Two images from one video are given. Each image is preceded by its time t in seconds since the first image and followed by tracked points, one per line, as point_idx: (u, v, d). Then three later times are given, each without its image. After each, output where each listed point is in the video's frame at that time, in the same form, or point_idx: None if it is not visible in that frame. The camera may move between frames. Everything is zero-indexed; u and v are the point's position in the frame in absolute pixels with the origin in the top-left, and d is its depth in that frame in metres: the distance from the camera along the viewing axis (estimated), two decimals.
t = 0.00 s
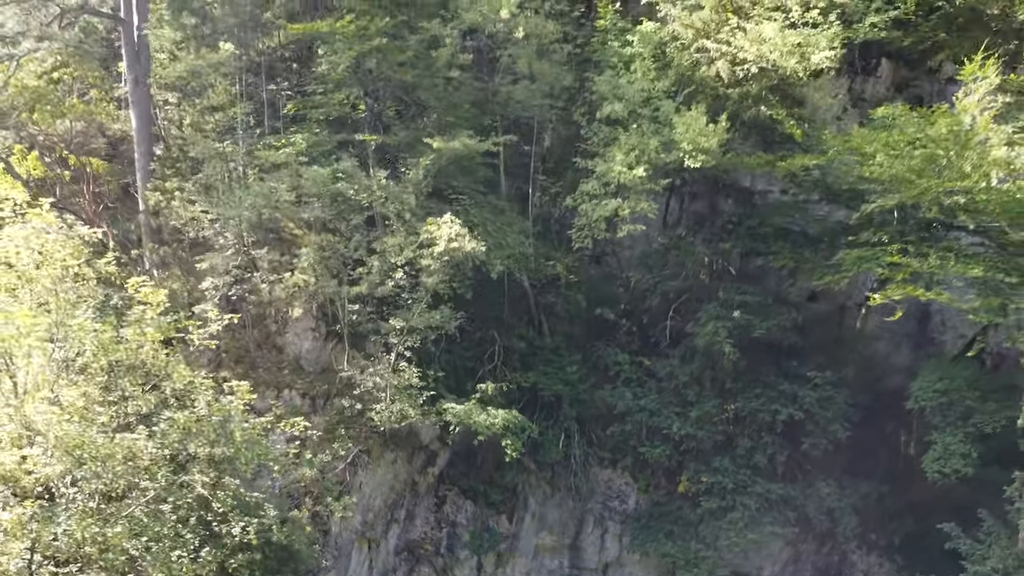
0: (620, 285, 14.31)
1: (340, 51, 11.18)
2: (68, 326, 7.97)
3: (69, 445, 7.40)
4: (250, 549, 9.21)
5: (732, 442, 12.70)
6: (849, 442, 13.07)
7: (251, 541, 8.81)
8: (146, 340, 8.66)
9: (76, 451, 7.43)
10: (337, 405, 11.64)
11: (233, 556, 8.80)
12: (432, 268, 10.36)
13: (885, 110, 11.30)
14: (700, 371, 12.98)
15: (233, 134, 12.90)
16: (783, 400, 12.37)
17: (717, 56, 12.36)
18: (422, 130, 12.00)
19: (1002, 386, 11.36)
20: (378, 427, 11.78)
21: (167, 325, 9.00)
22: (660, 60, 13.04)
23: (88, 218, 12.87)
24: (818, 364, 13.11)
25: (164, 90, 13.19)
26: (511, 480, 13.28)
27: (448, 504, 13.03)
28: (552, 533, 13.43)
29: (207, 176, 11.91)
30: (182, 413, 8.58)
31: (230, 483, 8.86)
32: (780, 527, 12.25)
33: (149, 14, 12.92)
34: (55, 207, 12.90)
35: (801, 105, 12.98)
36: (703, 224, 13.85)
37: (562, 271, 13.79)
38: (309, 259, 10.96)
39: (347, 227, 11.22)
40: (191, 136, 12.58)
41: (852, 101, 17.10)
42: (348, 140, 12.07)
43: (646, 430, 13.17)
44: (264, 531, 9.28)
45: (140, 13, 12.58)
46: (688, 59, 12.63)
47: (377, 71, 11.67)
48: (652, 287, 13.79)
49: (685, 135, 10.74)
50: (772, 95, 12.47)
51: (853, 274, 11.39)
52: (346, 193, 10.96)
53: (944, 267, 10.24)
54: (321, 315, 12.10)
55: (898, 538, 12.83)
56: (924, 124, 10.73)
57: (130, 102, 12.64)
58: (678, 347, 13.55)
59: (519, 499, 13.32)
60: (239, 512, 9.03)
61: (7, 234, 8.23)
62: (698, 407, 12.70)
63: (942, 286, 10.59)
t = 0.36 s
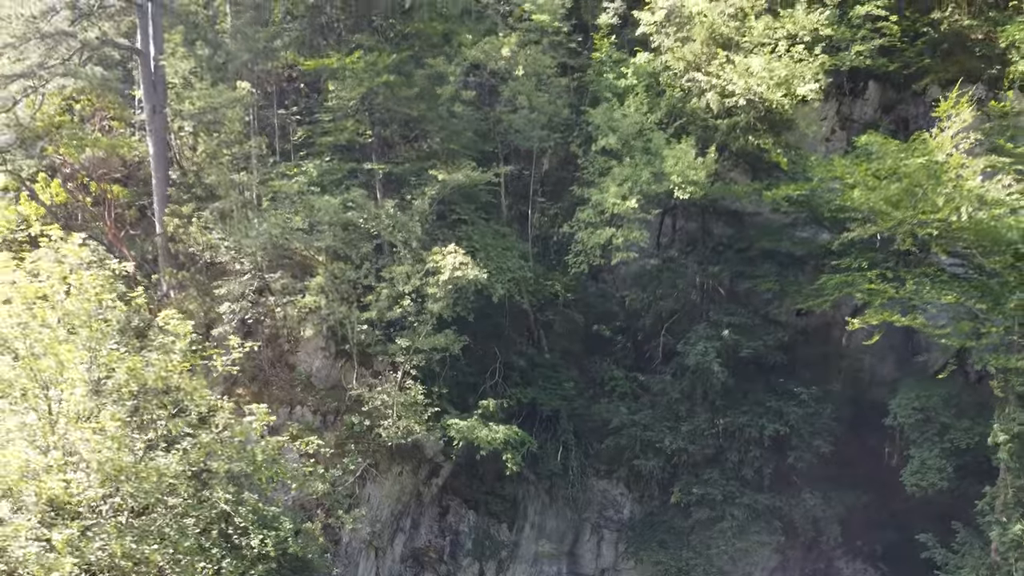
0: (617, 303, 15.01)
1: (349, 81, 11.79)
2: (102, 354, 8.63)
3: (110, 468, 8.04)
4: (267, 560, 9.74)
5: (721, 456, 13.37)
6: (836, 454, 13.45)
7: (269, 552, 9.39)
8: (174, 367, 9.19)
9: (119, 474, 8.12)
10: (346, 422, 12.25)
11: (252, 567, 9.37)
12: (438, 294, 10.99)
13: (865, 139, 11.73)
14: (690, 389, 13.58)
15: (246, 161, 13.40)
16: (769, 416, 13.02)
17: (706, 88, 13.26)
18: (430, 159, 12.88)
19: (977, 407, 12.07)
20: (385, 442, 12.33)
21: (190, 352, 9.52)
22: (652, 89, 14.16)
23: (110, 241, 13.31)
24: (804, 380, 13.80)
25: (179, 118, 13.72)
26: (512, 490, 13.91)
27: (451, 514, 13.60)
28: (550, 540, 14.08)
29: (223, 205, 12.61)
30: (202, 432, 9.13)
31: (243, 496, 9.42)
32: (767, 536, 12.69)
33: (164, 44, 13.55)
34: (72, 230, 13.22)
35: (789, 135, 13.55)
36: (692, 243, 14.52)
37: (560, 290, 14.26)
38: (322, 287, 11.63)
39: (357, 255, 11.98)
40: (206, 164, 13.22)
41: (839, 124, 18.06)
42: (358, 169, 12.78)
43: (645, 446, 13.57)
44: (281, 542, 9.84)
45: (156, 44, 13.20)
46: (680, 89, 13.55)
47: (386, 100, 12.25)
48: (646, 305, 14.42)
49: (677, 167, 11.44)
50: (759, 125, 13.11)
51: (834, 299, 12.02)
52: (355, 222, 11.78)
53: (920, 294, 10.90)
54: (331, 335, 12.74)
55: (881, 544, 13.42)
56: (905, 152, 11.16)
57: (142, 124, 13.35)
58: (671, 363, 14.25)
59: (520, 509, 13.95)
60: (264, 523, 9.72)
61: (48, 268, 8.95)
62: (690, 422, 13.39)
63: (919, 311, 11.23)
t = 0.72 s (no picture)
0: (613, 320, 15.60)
1: (359, 116, 12.52)
2: (134, 381, 9.33)
3: (146, 489, 8.66)
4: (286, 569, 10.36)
5: (710, 467, 14.08)
6: (819, 466, 14.16)
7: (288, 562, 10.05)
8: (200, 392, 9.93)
9: (154, 496, 8.74)
10: (356, 437, 12.91)
11: None
12: (443, 319, 11.71)
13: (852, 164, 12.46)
14: (682, 403, 14.28)
15: (259, 187, 14.04)
16: (756, 430, 13.79)
17: (697, 118, 13.97)
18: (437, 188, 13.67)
19: (953, 421, 12.67)
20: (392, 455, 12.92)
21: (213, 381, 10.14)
22: (645, 118, 14.94)
23: (134, 266, 14.20)
24: (790, 395, 14.47)
25: (195, 146, 14.38)
26: (513, 500, 14.50)
27: (454, 523, 14.18)
28: (549, 548, 14.56)
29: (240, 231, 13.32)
30: (225, 451, 9.81)
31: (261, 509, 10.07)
32: (755, 543, 13.41)
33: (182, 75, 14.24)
34: (96, 256, 14.29)
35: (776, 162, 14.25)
36: (683, 262, 15.11)
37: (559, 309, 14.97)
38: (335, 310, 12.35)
39: (367, 279, 12.76)
40: (222, 192, 13.93)
41: (827, 145, 18.78)
42: (368, 196, 13.54)
43: (637, 459, 14.34)
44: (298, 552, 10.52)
45: (173, 73, 13.87)
46: (672, 119, 14.32)
47: (394, 133, 13.00)
48: (641, 323, 15.10)
49: (668, 197, 12.18)
50: (748, 154, 13.82)
51: (815, 322, 12.78)
52: (365, 249, 12.53)
53: (897, 317, 11.60)
54: (342, 354, 13.37)
55: (868, 550, 13.99)
56: (885, 184, 11.89)
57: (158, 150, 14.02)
58: (663, 380, 14.97)
59: (520, 518, 14.49)
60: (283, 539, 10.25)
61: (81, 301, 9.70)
62: (682, 435, 14.11)
63: (896, 333, 11.93)
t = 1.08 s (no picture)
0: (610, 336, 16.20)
1: (370, 148, 13.41)
2: (165, 405, 10.08)
3: (181, 505, 9.30)
4: None
5: (702, 477, 14.82)
6: (804, 477, 14.82)
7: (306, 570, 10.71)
8: (226, 413, 10.76)
9: (187, 510, 9.34)
10: (367, 450, 13.58)
11: None
12: (449, 340, 12.51)
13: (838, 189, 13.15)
14: (677, 416, 15.04)
15: (273, 210, 14.74)
16: (744, 443, 14.54)
17: (689, 146, 14.71)
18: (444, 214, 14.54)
19: (932, 434, 13.26)
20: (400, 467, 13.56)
21: (240, 401, 11.06)
22: (641, 144, 15.70)
23: (155, 288, 15.01)
24: (779, 409, 15.13)
25: (213, 172, 15.12)
26: (515, 509, 15.05)
27: (460, 530, 14.65)
28: (549, 554, 15.19)
29: (258, 257, 14.13)
30: (247, 467, 10.54)
31: (279, 521, 10.75)
32: (745, 550, 14.26)
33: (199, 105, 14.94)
34: (120, 278, 15.05)
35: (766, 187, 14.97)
36: (678, 282, 15.88)
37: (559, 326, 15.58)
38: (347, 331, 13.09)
39: (378, 302, 13.54)
40: (238, 216, 14.66)
41: (816, 165, 19.46)
42: (378, 221, 14.36)
43: (631, 471, 15.16)
44: (315, 560, 11.13)
45: (190, 103, 14.52)
46: (665, 146, 15.09)
47: (402, 162, 13.97)
48: (636, 339, 15.84)
49: (661, 225, 13.00)
50: (738, 180, 14.56)
51: (800, 341, 13.61)
52: (376, 272, 13.31)
53: (877, 339, 12.34)
54: (353, 371, 14.10)
55: (853, 556, 14.45)
56: (868, 208, 12.78)
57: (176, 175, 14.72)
58: (658, 394, 15.73)
59: (521, 525, 15.07)
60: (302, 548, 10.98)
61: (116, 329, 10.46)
62: (676, 448, 14.83)
63: (877, 353, 12.58)
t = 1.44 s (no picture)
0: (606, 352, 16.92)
1: (381, 178, 14.48)
2: (195, 425, 10.97)
3: (210, 519, 9.99)
4: None
5: (693, 488, 15.68)
6: (791, 487, 15.68)
7: None
8: (248, 431, 11.63)
9: (215, 523, 10.05)
10: (377, 462, 14.31)
11: None
12: (454, 361, 13.51)
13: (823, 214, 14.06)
14: (670, 430, 15.86)
15: (287, 231, 15.42)
16: (733, 455, 15.43)
17: (682, 173, 15.50)
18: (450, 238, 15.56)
19: (909, 448, 14.00)
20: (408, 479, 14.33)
21: (263, 421, 11.97)
22: (635, 170, 16.53)
23: (176, 308, 15.86)
24: (766, 423, 15.96)
25: (229, 196, 15.91)
26: (516, 518, 15.67)
27: (463, 537, 15.28)
28: (548, 560, 15.80)
29: (275, 279, 14.98)
30: (267, 481, 11.32)
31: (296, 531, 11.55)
32: (734, 556, 15.17)
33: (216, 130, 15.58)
34: (142, 298, 15.77)
35: (754, 212, 15.72)
36: (671, 300, 16.55)
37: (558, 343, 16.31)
38: (357, 349, 13.80)
39: (388, 323, 14.39)
40: (253, 238, 15.45)
41: (806, 187, 20.16)
42: (386, 244, 15.23)
43: (627, 481, 16.00)
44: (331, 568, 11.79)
45: (207, 129, 15.11)
46: (658, 173, 15.87)
47: (411, 191, 14.94)
48: (631, 355, 16.62)
49: (654, 251, 13.85)
50: (728, 206, 15.39)
51: (786, 360, 14.43)
52: (385, 295, 14.13)
53: (857, 359, 13.14)
54: (364, 387, 14.82)
55: (838, 563, 15.29)
56: (851, 232, 13.68)
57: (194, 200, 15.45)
58: (651, 408, 16.55)
59: (522, 533, 15.68)
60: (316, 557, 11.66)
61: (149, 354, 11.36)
62: (669, 460, 15.66)
63: (856, 374, 13.35)
